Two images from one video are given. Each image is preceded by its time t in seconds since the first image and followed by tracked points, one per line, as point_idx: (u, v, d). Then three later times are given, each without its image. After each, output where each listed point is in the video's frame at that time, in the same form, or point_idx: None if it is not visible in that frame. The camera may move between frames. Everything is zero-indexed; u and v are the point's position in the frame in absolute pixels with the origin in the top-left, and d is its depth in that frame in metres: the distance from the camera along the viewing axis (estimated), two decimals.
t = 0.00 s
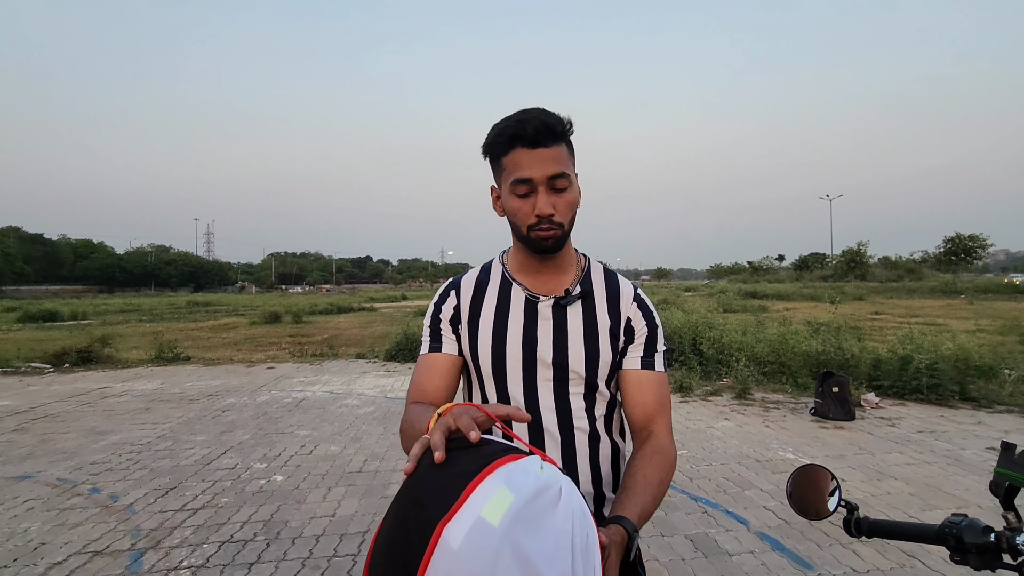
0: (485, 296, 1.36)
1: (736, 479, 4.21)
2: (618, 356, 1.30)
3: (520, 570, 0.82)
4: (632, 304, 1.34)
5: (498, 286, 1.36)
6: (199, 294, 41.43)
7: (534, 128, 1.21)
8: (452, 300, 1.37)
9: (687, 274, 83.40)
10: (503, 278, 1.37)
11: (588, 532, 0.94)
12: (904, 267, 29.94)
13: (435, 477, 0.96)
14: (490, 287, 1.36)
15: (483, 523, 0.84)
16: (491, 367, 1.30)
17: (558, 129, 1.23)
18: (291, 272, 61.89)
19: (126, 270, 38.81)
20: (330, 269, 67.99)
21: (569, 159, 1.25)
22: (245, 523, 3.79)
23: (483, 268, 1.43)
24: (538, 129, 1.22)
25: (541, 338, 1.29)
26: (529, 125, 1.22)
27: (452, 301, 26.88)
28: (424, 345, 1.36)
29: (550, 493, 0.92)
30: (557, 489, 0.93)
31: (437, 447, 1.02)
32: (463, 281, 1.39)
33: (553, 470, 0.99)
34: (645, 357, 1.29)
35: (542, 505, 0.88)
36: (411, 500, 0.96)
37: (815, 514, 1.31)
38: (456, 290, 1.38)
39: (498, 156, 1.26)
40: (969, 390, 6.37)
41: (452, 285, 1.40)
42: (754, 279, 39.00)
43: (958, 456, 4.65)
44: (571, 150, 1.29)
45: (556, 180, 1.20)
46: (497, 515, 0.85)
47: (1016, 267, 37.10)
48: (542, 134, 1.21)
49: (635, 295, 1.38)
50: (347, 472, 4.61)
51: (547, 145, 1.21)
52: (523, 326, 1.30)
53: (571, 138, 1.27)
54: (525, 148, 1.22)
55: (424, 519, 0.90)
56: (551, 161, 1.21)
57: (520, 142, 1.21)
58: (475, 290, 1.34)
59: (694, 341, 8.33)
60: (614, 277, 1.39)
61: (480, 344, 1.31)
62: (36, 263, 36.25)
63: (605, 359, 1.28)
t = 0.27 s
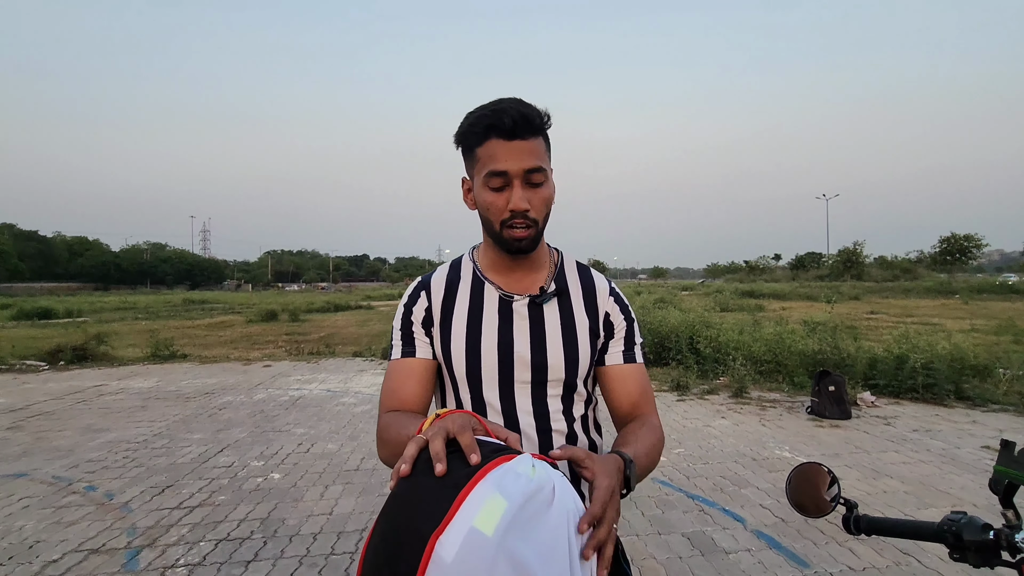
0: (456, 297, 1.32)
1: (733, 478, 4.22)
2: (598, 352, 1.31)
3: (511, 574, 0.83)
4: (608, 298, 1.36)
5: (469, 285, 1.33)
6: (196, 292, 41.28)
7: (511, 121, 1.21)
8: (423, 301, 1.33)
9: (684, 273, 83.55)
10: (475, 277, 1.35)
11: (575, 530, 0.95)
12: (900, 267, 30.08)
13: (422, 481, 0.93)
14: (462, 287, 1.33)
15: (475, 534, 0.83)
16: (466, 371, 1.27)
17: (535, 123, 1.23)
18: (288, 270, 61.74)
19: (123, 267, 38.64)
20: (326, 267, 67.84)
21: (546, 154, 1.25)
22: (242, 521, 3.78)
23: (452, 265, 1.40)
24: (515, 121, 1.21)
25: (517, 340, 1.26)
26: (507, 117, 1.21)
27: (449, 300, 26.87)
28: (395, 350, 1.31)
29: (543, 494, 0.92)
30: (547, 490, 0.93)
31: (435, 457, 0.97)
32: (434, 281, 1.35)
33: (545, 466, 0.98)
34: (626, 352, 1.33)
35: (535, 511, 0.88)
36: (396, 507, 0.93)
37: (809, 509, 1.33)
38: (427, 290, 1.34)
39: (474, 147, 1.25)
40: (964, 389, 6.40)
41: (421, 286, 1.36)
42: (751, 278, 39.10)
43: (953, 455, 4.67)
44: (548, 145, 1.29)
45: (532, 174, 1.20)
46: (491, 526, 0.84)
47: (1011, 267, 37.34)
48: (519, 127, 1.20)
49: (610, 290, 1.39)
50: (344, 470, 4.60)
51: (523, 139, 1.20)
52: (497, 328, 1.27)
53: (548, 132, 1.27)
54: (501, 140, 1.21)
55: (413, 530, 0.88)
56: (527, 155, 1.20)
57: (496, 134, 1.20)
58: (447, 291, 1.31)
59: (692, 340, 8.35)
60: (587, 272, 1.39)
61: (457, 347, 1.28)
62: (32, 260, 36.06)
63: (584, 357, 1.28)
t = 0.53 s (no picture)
0: (454, 287, 1.32)
1: (732, 473, 4.23)
2: (598, 340, 1.31)
3: (519, 561, 0.84)
4: (606, 284, 1.36)
5: (467, 275, 1.33)
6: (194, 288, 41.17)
7: (506, 110, 1.19)
8: (421, 291, 1.33)
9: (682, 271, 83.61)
10: (472, 267, 1.34)
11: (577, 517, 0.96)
12: (897, 266, 30.14)
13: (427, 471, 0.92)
14: (459, 277, 1.33)
15: (482, 522, 0.83)
16: (464, 364, 1.27)
17: (530, 112, 1.21)
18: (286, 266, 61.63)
19: (120, 263, 38.50)
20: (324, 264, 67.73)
21: (541, 143, 1.23)
22: (241, 515, 3.78)
23: (450, 255, 1.40)
24: (510, 111, 1.19)
25: (515, 331, 1.26)
26: (501, 106, 1.19)
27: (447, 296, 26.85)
28: (392, 339, 1.30)
29: (547, 484, 0.92)
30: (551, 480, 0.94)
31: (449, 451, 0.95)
32: (431, 270, 1.35)
33: (548, 452, 0.99)
34: (629, 337, 1.32)
35: (541, 498, 0.89)
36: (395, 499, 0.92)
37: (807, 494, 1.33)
38: (425, 280, 1.34)
39: (468, 137, 1.23)
40: (961, 386, 6.42)
41: (419, 275, 1.36)
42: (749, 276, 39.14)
43: (951, 451, 4.69)
44: (544, 133, 1.27)
45: (529, 165, 1.18)
46: (498, 513, 0.84)
47: (1008, 267, 37.46)
48: (514, 116, 1.18)
49: (609, 277, 1.39)
50: (343, 465, 4.60)
51: (519, 129, 1.18)
52: (496, 321, 1.27)
53: (543, 120, 1.25)
54: (496, 131, 1.19)
55: (418, 521, 0.87)
56: (523, 146, 1.19)
57: (490, 124, 1.18)
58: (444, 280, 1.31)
59: (690, 337, 8.36)
60: (586, 260, 1.40)
61: (452, 337, 1.28)
62: (28, 255, 35.90)
63: (583, 348, 1.28)
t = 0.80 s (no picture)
0: (494, 273, 1.33)
1: (732, 469, 4.25)
2: (639, 332, 1.28)
3: (537, 538, 0.84)
4: (650, 275, 1.32)
5: (507, 261, 1.33)
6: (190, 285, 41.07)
7: (554, 94, 1.19)
8: (461, 274, 1.35)
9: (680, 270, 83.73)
10: (514, 253, 1.34)
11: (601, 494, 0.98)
12: (894, 265, 30.22)
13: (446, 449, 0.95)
14: (500, 262, 1.33)
15: (501, 497, 0.85)
16: (499, 351, 1.28)
17: (579, 96, 1.21)
18: (284, 264, 61.55)
19: (116, 260, 38.38)
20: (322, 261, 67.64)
21: (588, 129, 1.22)
22: (240, 510, 3.78)
23: (494, 241, 1.40)
24: (558, 95, 1.19)
25: (552, 321, 1.26)
26: (550, 90, 1.19)
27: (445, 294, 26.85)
28: (428, 319, 1.34)
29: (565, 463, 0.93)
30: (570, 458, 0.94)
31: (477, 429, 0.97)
32: (472, 255, 1.36)
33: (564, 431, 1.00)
34: (669, 329, 1.27)
35: (559, 476, 0.90)
36: (410, 480, 0.93)
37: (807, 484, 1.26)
38: (466, 264, 1.36)
39: (515, 121, 1.23)
40: (958, 384, 6.45)
41: (462, 259, 1.38)
42: (746, 275, 39.21)
43: (948, 448, 4.71)
44: (592, 119, 1.26)
45: (574, 151, 1.18)
46: (516, 489, 0.85)
47: (1004, 267, 37.59)
48: (562, 101, 1.19)
49: (652, 268, 1.36)
50: (343, 460, 4.60)
51: (566, 113, 1.18)
52: (533, 311, 1.27)
53: (592, 106, 1.24)
54: (543, 115, 1.19)
55: (436, 498, 0.89)
56: (569, 131, 1.18)
57: (537, 108, 1.19)
58: (485, 265, 1.32)
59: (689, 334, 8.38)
60: (628, 251, 1.37)
61: (491, 323, 1.29)
62: (23, 252, 35.78)
63: (622, 338, 1.26)
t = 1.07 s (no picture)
0: (537, 261, 1.35)
1: (729, 467, 4.25)
2: (676, 331, 1.22)
3: (529, 535, 0.83)
4: (694, 276, 1.28)
5: (551, 251, 1.35)
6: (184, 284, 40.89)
7: (613, 79, 1.19)
8: (505, 258, 1.39)
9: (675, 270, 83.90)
10: (558, 244, 1.35)
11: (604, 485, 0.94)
12: (888, 265, 30.37)
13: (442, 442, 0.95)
14: (544, 251, 1.35)
15: (491, 492, 0.84)
16: (536, 334, 1.29)
17: (637, 84, 1.21)
18: (279, 263, 61.36)
19: (110, 258, 38.17)
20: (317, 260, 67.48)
21: (645, 117, 1.22)
22: (236, 507, 3.76)
23: (542, 231, 1.42)
24: (616, 80, 1.19)
25: (591, 307, 1.25)
26: (609, 74, 1.20)
27: (441, 293, 26.84)
28: (466, 292, 1.39)
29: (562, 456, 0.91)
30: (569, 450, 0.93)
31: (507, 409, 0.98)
32: (518, 243, 1.39)
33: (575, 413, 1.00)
34: (706, 329, 1.20)
35: (552, 471, 0.88)
36: (411, 474, 0.94)
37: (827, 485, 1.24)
38: (511, 250, 1.39)
39: (570, 106, 1.24)
40: (952, 382, 6.49)
41: (508, 245, 1.42)
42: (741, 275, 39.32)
43: (943, 446, 4.73)
44: (650, 109, 1.26)
45: (626, 135, 1.18)
46: (505, 485, 0.84)
47: (996, 267, 37.85)
48: (618, 86, 1.19)
49: (697, 267, 1.31)
50: (340, 458, 4.59)
51: (620, 98, 1.18)
52: (571, 294, 1.27)
53: (650, 96, 1.24)
54: (599, 100, 1.20)
55: (432, 493, 0.89)
56: (623, 116, 1.18)
57: (593, 93, 1.19)
58: (528, 252, 1.35)
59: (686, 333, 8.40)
60: (676, 248, 1.34)
61: (528, 309, 1.31)
62: (15, 250, 35.54)
63: (658, 335, 1.22)
